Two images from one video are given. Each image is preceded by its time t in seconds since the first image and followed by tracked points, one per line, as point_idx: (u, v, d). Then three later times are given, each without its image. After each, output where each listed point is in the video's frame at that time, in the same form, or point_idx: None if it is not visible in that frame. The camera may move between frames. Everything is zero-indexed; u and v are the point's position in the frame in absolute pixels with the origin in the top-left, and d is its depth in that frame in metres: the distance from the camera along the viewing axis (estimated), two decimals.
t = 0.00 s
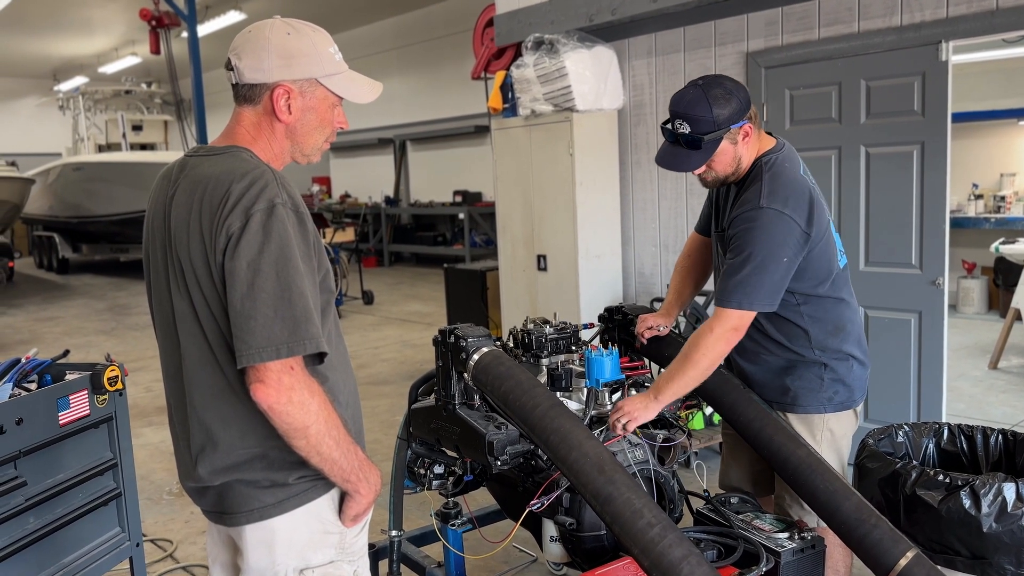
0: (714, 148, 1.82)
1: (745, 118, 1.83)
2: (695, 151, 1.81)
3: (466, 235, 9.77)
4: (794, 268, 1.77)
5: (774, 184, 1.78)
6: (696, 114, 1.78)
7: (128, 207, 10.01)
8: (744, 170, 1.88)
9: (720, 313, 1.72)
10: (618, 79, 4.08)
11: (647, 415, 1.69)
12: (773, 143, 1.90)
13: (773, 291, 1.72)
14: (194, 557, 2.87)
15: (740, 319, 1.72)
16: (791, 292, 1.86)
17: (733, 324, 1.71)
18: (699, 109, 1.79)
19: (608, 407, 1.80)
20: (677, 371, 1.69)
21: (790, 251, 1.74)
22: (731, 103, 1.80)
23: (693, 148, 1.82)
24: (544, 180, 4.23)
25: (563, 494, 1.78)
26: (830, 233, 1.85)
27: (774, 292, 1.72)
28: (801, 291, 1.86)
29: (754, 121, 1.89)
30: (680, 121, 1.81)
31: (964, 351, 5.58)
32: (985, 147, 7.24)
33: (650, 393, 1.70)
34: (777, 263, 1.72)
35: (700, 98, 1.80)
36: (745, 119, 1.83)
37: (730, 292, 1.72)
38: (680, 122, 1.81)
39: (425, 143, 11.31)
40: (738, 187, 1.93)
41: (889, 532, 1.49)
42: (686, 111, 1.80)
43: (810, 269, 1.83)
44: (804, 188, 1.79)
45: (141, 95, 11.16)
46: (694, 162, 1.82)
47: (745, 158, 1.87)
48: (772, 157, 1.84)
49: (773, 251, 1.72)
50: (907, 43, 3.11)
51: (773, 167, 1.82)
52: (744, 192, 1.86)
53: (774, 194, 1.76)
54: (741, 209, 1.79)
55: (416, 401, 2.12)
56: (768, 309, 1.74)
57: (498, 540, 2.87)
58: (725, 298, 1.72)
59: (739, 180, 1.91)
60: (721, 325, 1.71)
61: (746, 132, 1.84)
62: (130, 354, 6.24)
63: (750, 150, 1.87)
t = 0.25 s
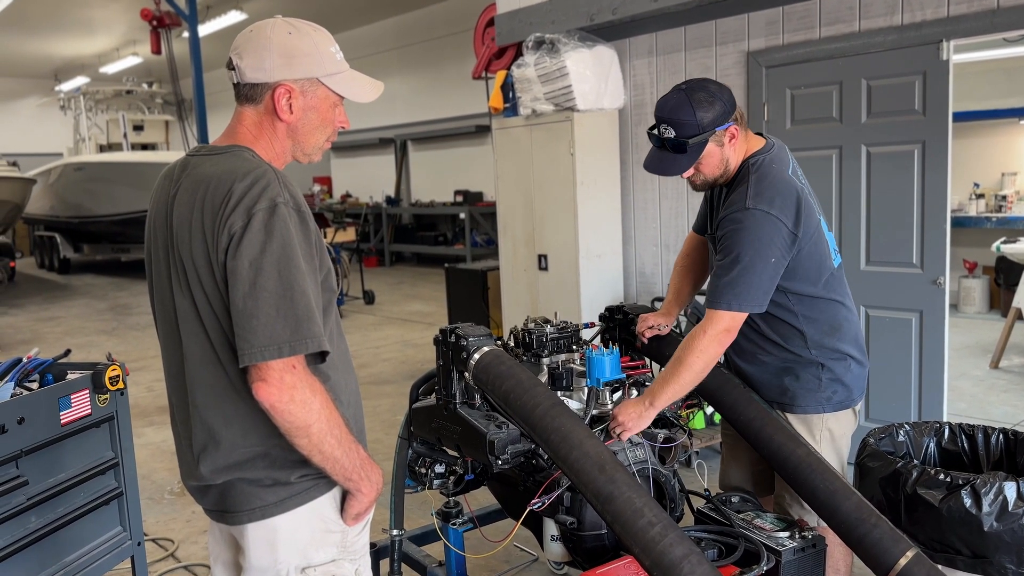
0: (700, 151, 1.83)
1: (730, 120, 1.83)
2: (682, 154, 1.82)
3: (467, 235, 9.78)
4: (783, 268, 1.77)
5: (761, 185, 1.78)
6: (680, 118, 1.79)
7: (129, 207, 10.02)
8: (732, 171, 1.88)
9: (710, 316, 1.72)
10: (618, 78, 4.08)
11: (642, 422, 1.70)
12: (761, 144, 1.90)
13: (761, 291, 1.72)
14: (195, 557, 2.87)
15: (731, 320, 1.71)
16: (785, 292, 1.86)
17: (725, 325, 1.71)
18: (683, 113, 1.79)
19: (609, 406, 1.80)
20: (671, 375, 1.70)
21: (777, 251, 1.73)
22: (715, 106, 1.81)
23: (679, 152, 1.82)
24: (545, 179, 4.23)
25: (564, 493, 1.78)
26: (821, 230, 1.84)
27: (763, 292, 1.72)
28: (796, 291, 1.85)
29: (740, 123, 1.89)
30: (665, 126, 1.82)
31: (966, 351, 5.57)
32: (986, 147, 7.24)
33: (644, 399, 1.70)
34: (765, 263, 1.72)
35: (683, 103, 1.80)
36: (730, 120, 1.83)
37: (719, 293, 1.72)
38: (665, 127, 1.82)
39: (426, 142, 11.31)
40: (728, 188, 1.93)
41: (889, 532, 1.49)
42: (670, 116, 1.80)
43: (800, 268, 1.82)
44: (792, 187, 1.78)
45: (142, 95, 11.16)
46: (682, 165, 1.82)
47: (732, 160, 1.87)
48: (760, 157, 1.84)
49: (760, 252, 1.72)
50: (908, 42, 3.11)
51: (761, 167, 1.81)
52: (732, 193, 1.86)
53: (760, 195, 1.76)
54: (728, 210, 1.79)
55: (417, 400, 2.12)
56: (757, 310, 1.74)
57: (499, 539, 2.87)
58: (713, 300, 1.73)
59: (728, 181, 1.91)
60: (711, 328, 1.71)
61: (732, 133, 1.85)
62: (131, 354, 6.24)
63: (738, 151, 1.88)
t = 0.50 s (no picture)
0: (697, 151, 1.82)
1: (726, 121, 1.83)
2: (678, 156, 1.81)
3: (468, 235, 9.78)
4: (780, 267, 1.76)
5: (757, 184, 1.78)
6: (676, 119, 1.79)
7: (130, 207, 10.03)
8: (729, 171, 1.89)
9: (704, 313, 1.72)
10: (619, 78, 4.08)
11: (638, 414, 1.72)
12: (757, 143, 1.90)
13: (756, 290, 1.71)
14: (197, 556, 2.87)
15: (725, 318, 1.71)
16: (785, 292, 1.86)
17: (719, 322, 1.70)
18: (678, 114, 1.79)
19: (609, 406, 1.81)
20: (666, 371, 1.70)
21: (773, 250, 1.73)
22: (710, 107, 1.81)
23: (676, 153, 1.82)
24: (545, 179, 4.24)
25: (565, 493, 1.78)
26: (818, 230, 1.84)
27: (759, 291, 1.72)
28: (796, 290, 1.85)
29: (736, 123, 1.88)
30: (661, 128, 1.82)
31: (967, 350, 5.57)
32: (987, 146, 7.23)
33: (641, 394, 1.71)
34: (761, 262, 1.72)
35: (678, 105, 1.80)
36: (726, 121, 1.83)
37: (714, 291, 1.72)
38: (662, 129, 1.82)
39: (426, 142, 11.31)
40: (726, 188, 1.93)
41: (890, 532, 1.49)
42: (666, 118, 1.80)
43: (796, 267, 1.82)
44: (789, 186, 1.78)
45: (143, 95, 11.17)
46: (679, 166, 1.82)
47: (729, 160, 1.87)
48: (757, 156, 1.84)
49: (755, 250, 1.71)
50: (908, 42, 3.11)
51: (758, 167, 1.81)
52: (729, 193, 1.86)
53: (757, 194, 1.76)
54: (725, 209, 1.80)
55: (418, 400, 2.12)
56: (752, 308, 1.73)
57: (500, 539, 2.88)
58: (708, 298, 1.72)
59: (726, 181, 1.91)
60: (705, 326, 1.70)
61: (729, 133, 1.84)
62: (132, 354, 6.25)
63: (734, 151, 1.88)
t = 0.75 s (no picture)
0: (711, 145, 1.82)
1: (743, 115, 1.82)
2: (692, 148, 1.81)
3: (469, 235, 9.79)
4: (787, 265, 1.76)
5: (771, 181, 1.78)
6: (692, 111, 1.78)
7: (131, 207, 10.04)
8: (743, 165, 1.88)
9: (705, 305, 1.72)
10: (619, 78, 4.08)
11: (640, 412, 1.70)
12: (771, 141, 1.89)
13: (761, 286, 1.72)
14: (198, 557, 2.87)
15: (725, 312, 1.71)
16: (789, 291, 1.86)
17: (719, 316, 1.70)
18: (695, 106, 1.78)
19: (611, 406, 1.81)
20: (667, 365, 1.70)
21: (782, 247, 1.73)
22: (728, 100, 1.78)
23: (690, 146, 1.82)
24: (546, 179, 4.24)
25: (567, 493, 1.78)
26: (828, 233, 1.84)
27: (762, 288, 1.72)
28: (800, 290, 1.85)
29: (751, 118, 1.88)
30: (676, 118, 1.81)
31: (967, 350, 5.57)
32: (988, 146, 7.23)
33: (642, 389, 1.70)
34: (769, 259, 1.72)
35: (696, 96, 1.79)
36: (743, 115, 1.82)
37: (717, 284, 1.72)
38: (677, 120, 1.81)
39: (427, 142, 11.31)
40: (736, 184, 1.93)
41: (891, 531, 1.49)
42: (682, 109, 1.79)
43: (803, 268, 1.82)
44: (800, 185, 1.78)
45: (143, 96, 11.17)
46: (692, 158, 1.82)
47: (742, 156, 1.87)
48: (771, 154, 1.84)
49: (763, 246, 1.72)
50: (909, 41, 3.11)
51: (772, 164, 1.81)
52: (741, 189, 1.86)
53: (770, 191, 1.76)
54: (737, 204, 1.80)
55: (419, 400, 2.12)
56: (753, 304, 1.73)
57: (501, 539, 2.88)
58: (712, 292, 1.72)
59: (738, 176, 1.91)
60: (706, 319, 1.70)
61: (744, 128, 1.83)
62: (133, 354, 6.25)
63: (749, 147, 1.87)
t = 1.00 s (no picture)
0: (734, 140, 1.80)
1: (767, 112, 1.81)
2: (715, 142, 1.79)
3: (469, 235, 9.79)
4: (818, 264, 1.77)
5: (794, 180, 1.78)
6: (720, 104, 1.76)
7: (132, 208, 10.04)
8: (759, 163, 1.87)
9: (756, 315, 1.70)
10: (620, 78, 4.08)
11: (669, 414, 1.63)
12: (788, 139, 1.90)
13: (801, 286, 1.71)
14: (198, 557, 2.87)
15: (778, 319, 1.70)
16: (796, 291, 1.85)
17: (773, 324, 1.70)
18: (723, 99, 1.77)
19: (611, 406, 1.81)
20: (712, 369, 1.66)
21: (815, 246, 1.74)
22: (754, 94, 1.78)
23: (713, 139, 1.80)
24: (546, 179, 4.24)
25: (568, 494, 1.77)
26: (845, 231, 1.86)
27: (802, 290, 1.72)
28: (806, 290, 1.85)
29: (774, 116, 1.87)
30: (701, 109, 1.79)
31: (968, 350, 5.56)
32: (988, 146, 7.23)
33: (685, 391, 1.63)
34: (805, 258, 1.72)
35: (724, 88, 1.77)
36: (767, 112, 1.81)
37: (762, 292, 1.71)
38: (703, 111, 1.79)
39: (427, 142, 11.32)
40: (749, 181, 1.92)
41: (893, 531, 1.49)
42: (708, 101, 1.78)
43: (828, 267, 1.83)
44: (822, 183, 1.80)
45: (144, 96, 11.18)
46: (714, 153, 1.80)
47: (761, 153, 1.86)
48: (789, 151, 1.85)
49: (800, 246, 1.72)
50: (909, 41, 3.11)
51: (792, 162, 1.82)
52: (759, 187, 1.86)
53: (795, 189, 1.76)
54: (761, 204, 1.78)
55: (419, 400, 2.12)
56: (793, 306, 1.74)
57: (502, 540, 2.88)
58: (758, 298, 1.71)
59: (751, 175, 1.90)
60: (760, 328, 1.70)
61: (767, 126, 1.82)
62: (133, 354, 6.26)
63: (768, 144, 1.87)
